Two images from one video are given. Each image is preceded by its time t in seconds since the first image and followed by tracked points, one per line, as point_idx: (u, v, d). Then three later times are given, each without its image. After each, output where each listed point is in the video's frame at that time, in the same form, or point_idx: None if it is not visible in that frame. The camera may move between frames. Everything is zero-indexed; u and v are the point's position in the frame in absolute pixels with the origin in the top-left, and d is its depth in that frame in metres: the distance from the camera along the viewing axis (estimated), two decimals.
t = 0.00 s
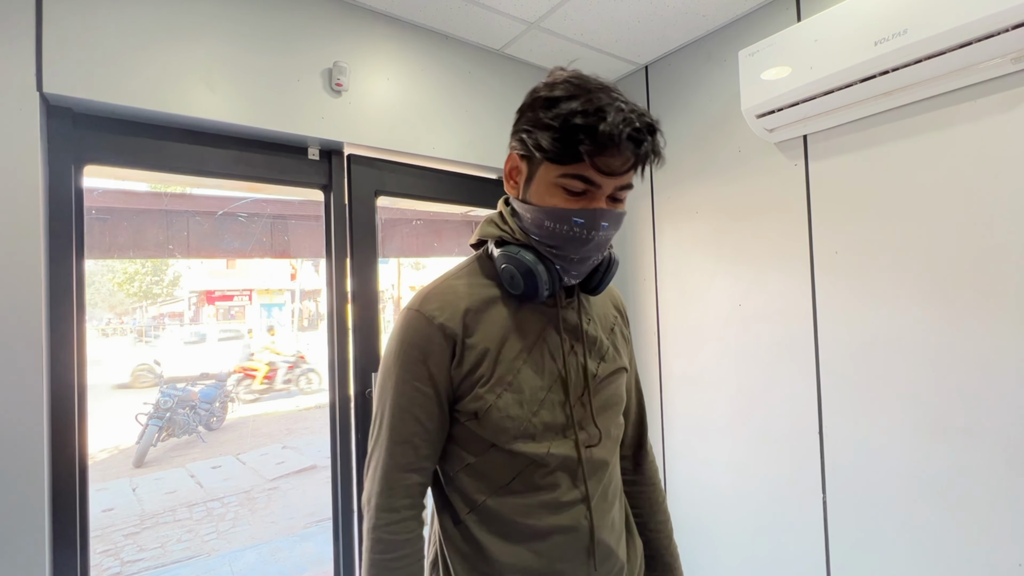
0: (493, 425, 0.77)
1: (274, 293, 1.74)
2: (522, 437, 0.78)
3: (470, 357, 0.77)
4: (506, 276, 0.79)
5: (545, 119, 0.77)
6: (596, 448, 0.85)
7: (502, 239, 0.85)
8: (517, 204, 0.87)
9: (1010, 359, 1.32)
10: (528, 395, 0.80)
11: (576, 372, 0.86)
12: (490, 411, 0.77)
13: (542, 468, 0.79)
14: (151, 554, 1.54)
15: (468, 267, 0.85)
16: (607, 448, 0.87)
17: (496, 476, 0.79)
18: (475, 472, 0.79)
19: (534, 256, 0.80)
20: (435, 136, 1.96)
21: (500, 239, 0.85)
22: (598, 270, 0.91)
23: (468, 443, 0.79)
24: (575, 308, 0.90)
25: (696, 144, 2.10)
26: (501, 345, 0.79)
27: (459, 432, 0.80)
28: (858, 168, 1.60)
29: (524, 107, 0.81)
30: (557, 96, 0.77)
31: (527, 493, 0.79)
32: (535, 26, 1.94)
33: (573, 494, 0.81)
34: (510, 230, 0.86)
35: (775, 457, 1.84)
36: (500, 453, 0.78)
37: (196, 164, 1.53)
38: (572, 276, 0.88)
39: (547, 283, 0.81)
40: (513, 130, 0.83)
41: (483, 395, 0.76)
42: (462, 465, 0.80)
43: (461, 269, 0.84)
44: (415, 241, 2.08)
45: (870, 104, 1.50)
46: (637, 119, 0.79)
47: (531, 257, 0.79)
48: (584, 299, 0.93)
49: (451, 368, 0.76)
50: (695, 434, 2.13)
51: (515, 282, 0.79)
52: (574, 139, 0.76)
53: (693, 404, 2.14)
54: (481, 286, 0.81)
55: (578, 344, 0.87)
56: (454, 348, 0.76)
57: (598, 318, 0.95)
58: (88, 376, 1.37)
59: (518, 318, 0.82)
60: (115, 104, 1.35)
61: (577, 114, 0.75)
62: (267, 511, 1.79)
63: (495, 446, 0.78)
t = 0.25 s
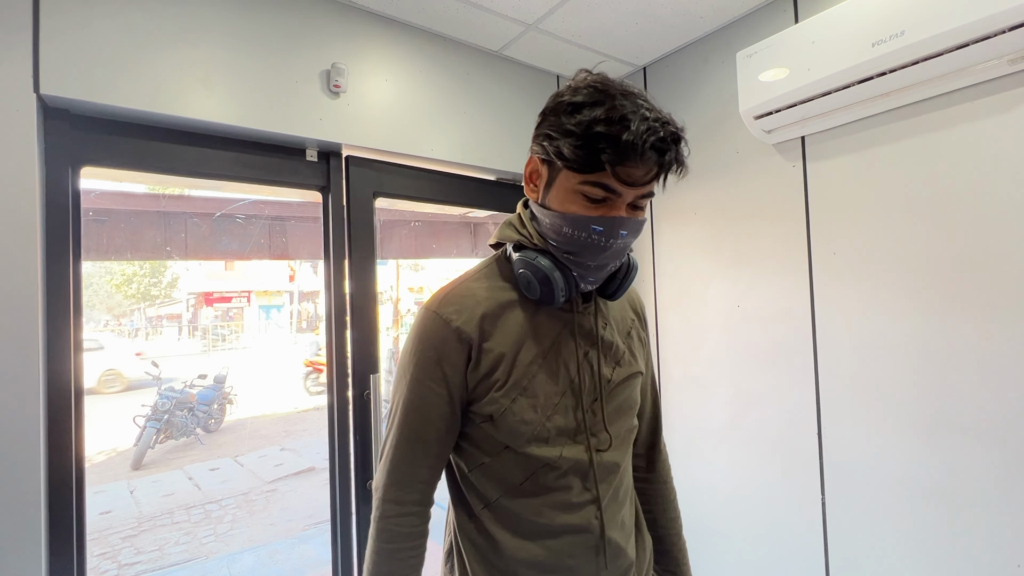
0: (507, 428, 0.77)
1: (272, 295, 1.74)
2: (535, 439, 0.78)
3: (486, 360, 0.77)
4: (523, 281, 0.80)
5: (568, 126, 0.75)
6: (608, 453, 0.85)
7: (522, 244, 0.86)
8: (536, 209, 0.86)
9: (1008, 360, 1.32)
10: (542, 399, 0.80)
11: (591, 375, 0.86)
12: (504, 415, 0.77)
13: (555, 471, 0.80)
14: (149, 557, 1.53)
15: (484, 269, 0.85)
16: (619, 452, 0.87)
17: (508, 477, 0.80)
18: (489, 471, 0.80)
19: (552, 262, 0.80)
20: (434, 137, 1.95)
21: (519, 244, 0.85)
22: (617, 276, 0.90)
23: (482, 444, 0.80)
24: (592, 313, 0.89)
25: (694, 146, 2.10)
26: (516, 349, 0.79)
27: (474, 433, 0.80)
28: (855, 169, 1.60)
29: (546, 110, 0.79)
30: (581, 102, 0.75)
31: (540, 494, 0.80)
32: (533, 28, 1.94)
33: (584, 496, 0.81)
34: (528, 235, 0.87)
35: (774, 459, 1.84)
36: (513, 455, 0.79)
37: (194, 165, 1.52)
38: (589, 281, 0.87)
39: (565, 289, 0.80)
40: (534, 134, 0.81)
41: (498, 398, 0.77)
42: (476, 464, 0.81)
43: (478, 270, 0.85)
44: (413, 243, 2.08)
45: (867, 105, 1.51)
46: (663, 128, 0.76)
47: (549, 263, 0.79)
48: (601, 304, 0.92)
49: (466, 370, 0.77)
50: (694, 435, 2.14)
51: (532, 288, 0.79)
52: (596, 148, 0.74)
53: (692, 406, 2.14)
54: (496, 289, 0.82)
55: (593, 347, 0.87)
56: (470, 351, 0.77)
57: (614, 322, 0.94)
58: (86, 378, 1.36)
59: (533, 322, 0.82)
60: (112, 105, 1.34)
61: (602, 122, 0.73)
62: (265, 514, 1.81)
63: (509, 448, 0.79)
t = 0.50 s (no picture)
0: (518, 426, 0.78)
1: (269, 297, 1.74)
2: (545, 439, 0.78)
3: (501, 358, 0.77)
4: (537, 283, 0.80)
5: (581, 131, 0.75)
6: (619, 454, 0.85)
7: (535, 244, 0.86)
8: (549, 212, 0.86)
9: (1002, 359, 1.33)
10: (554, 399, 0.80)
11: (602, 377, 0.85)
12: (516, 414, 0.77)
13: (565, 470, 0.79)
14: (145, 560, 1.52)
15: (502, 268, 0.86)
16: (630, 453, 0.87)
17: (518, 474, 0.79)
18: (499, 468, 0.80)
19: (564, 264, 0.80)
20: (431, 138, 1.96)
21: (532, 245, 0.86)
22: (631, 279, 0.89)
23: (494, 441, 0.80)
24: (605, 315, 0.89)
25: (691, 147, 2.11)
26: (531, 349, 0.79)
27: (487, 431, 0.81)
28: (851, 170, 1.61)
29: (561, 115, 0.79)
30: (594, 107, 0.75)
31: (547, 492, 0.79)
32: (531, 30, 1.95)
33: (590, 495, 0.81)
34: (542, 237, 0.87)
35: (771, 459, 1.84)
36: (523, 453, 0.79)
37: (191, 167, 1.52)
38: (602, 285, 0.87)
39: (577, 291, 0.80)
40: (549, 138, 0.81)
41: (510, 397, 0.77)
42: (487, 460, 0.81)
43: (495, 270, 0.85)
44: (411, 244, 2.08)
45: (863, 107, 1.52)
46: (677, 132, 0.76)
47: (562, 266, 0.79)
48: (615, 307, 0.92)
49: (481, 369, 0.77)
50: (691, 436, 2.14)
51: (545, 289, 0.80)
52: (607, 153, 0.74)
53: (689, 407, 2.14)
54: (512, 289, 0.82)
55: (605, 348, 0.87)
56: (486, 348, 0.77)
57: (629, 324, 0.94)
58: (82, 381, 1.36)
59: (547, 323, 0.82)
60: (109, 107, 1.34)
61: (613, 125, 0.73)
62: (262, 516, 1.81)
63: (520, 446, 0.79)
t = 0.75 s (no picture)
0: (521, 428, 0.78)
1: (266, 299, 1.73)
2: (548, 442, 0.79)
3: (505, 360, 0.78)
4: (541, 285, 0.81)
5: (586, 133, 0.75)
6: (622, 457, 0.85)
7: (539, 246, 0.86)
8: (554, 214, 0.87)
9: (992, 360, 1.34)
10: (558, 401, 0.81)
11: (605, 380, 0.86)
12: (519, 416, 0.78)
13: (568, 472, 0.80)
14: (139, 563, 1.52)
15: (503, 270, 0.86)
16: (633, 456, 0.87)
17: (521, 476, 0.79)
18: (501, 471, 0.80)
19: (568, 265, 0.81)
20: (427, 141, 1.96)
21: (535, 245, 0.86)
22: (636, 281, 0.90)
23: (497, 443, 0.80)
24: (610, 317, 0.89)
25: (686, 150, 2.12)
26: (534, 351, 0.80)
27: (489, 433, 0.81)
28: (844, 173, 1.63)
29: (566, 116, 0.79)
30: (599, 109, 0.75)
31: (551, 495, 0.80)
32: (527, 33, 1.96)
33: (593, 499, 0.82)
34: (546, 238, 0.87)
35: (766, 460, 1.85)
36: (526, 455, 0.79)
37: (187, 170, 1.52)
38: (606, 289, 0.87)
39: (581, 292, 0.81)
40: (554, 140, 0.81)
41: (512, 400, 0.77)
42: (490, 462, 0.81)
43: (495, 271, 0.85)
44: (408, 246, 2.08)
45: (856, 110, 1.53)
46: (684, 135, 0.75)
47: (566, 268, 0.80)
48: (621, 309, 0.92)
49: (483, 371, 0.77)
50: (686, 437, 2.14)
51: (549, 291, 0.80)
52: (612, 155, 0.73)
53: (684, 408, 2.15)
54: (514, 292, 0.82)
55: (609, 351, 0.87)
56: (489, 350, 0.77)
57: (634, 326, 0.94)
58: (76, 384, 1.35)
59: (550, 325, 0.83)
60: (103, 110, 1.34)
61: (618, 128, 0.73)
62: (258, 519, 1.79)
63: (522, 448, 0.79)
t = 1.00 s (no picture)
0: (517, 442, 0.76)
1: (262, 300, 1.73)
2: (546, 454, 0.78)
3: (491, 368, 0.76)
4: (519, 285, 0.79)
5: (561, 115, 0.75)
6: (620, 463, 0.85)
7: (517, 243, 0.85)
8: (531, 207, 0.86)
9: (983, 360, 1.35)
10: (551, 409, 0.79)
11: (601, 385, 0.85)
12: (514, 429, 0.76)
13: (568, 484, 0.79)
14: (135, 566, 1.51)
15: (479, 273, 0.84)
16: (631, 460, 0.87)
17: (520, 492, 0.78)
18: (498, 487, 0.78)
19: (545, 263, 0.79)
20: (423, 142, 1.96)
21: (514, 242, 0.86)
22: (621, 277, 0.89)
23: (491, 456, 0.79)
24: (597, 316, 0.89)
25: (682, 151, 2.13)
26: (522, 357, 0.79)
27: (482, 445, 0.79)
28: (837, 175, 1.64)
29: (542, 102, 0.79)
30: (575, 93, 0.75)
31: (553, 509, 0.79)
32: (523, 35, 1.96)
33: (596, 511, 0.81)
34: (523, 235, 0.86)
35: (761, 460, 1.86)
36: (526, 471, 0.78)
37: (183, 171, 1.52)
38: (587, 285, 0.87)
39: (561, 291, 0.79)
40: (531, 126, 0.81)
41: (507, 411, 0.76)
42: (487, 480, 0.79)
43: (473, 275, 0.83)
44: (404, 248, 2.08)
45: (848, 113, 1.54)
46: (662, 119, 0.75)
47: (544, 265, 0.78)
48: (607, 308, 0.92)
49: (469, 380, 0.75)
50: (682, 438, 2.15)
51: (527, 291, 0.79)
52: (586, 139, 0.73)
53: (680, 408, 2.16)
54: (497, 296, 0.81)
55: (602, 355, 0.87)
56: (474, 359, 0.75)
57: (624, 324, 0.95)
58: (72, 386, 1.35)
59: (539, 331, 0.82)
60: (100, 112, 1.34)
61: (592, 110, 0.72)
62: (254, 522, 1.79)
63: (519, 462, 0.78)
